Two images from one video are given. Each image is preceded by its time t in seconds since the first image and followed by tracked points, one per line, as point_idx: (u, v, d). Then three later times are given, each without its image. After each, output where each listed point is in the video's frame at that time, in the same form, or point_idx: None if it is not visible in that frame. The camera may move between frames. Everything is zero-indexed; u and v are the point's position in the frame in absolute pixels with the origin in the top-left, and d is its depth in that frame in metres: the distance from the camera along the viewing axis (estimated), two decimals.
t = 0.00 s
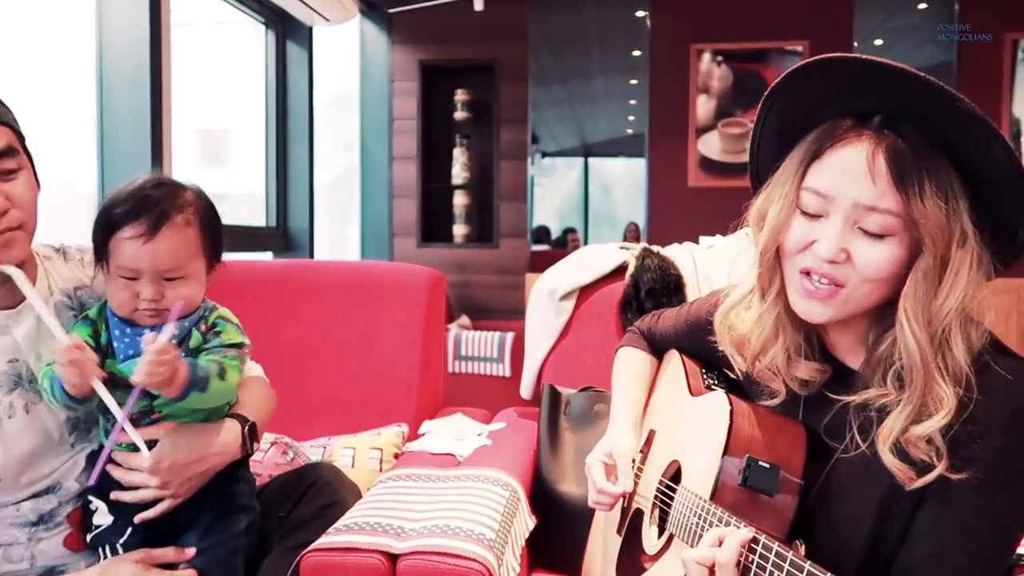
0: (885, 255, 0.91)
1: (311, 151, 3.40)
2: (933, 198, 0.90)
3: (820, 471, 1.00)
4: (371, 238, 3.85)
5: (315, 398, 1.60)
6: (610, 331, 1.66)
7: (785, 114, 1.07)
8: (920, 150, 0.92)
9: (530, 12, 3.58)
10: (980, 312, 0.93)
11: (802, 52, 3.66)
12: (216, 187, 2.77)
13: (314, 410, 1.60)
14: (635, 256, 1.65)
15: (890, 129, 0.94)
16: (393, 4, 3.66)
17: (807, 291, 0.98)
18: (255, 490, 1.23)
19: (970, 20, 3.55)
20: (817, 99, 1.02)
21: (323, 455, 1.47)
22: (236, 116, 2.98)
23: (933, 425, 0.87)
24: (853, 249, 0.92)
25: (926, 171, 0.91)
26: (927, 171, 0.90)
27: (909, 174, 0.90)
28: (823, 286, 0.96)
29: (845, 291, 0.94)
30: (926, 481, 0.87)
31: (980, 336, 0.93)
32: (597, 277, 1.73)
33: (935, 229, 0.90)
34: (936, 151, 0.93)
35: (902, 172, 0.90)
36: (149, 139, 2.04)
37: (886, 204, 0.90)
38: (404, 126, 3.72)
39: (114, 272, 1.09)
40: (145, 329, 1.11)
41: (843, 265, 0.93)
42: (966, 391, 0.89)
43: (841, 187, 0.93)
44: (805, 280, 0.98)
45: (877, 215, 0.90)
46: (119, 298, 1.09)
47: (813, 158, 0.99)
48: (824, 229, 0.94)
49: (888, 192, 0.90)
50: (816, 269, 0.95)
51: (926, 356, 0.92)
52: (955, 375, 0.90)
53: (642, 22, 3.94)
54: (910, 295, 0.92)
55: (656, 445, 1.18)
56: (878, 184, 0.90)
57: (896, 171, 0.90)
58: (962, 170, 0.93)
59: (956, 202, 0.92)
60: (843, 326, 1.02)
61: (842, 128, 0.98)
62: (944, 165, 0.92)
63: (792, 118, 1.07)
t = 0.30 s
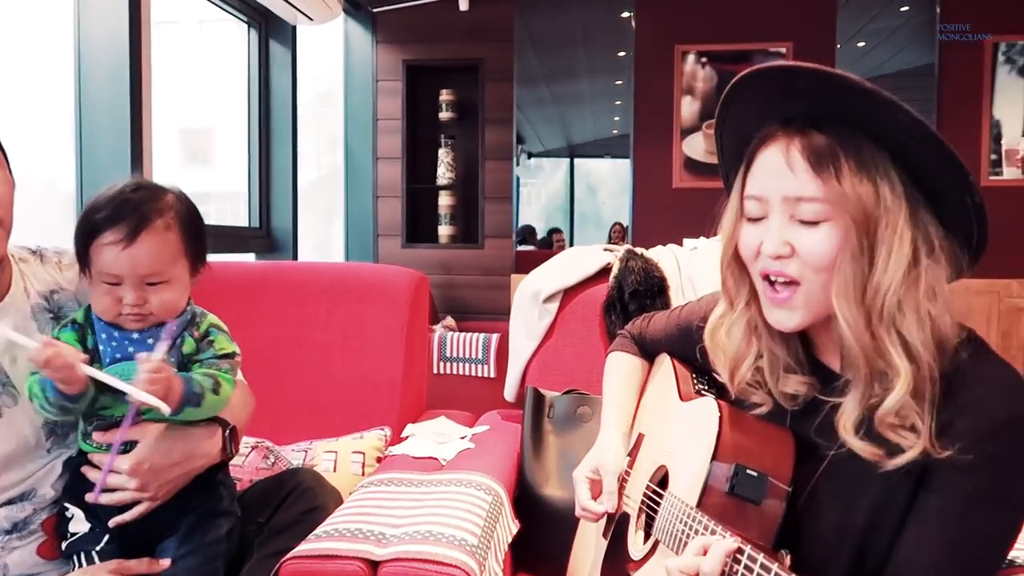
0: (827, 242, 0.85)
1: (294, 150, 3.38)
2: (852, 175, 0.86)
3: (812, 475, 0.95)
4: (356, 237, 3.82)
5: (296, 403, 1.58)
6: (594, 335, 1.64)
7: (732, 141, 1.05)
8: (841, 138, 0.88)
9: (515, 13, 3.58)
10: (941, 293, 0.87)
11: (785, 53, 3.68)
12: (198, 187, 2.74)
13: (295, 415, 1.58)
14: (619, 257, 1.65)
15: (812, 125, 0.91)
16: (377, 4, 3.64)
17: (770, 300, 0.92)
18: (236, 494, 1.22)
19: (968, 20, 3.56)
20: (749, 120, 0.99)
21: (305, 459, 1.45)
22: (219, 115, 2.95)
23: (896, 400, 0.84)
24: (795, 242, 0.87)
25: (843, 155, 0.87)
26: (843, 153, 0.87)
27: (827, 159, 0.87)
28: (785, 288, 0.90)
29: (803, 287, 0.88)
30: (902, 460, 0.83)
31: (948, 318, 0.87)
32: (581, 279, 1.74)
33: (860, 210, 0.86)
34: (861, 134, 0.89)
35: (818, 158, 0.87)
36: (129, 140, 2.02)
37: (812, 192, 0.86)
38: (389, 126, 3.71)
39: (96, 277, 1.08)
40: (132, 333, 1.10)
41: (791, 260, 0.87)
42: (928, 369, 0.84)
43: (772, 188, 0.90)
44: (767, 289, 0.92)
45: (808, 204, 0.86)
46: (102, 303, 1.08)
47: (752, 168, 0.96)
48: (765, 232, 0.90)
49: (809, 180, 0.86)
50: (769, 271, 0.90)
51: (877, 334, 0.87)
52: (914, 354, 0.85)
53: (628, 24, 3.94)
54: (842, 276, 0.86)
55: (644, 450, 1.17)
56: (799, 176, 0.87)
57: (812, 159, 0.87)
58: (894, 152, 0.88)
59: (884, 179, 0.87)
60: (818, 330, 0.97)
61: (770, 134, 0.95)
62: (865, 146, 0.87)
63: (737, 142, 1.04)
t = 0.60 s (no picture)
0: (821, 251, 0.85)
1: (283, 150, 3.36)
2: (846, 186, 0.85)
3: (794, 476, 0.95)
4: (345, 237, 3.81)
5: (283, 405, 1.56)
6: (583, 337, 1.64)
7: (717, 136, 1.03)
8: (832, 144, 0.87)
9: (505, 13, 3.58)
10: (925, 301, 0.86)
11: (775, 54, 3.68)
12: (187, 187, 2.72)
13: (282, 418, 1.56)
14: (608, 259, 1.64)
15: (803, 130, 0.90)
16: (367, 4, 3.63)
17: (762, 305, 0.91)
18: (222, 498, 1.20)
19: (968, 21, 3.57)
20: (736, 119, 0.98)
21: (291, 462, 1.43)
22: (209, 115, 2.93)
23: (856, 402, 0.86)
24: (789, 252, 0.86)
25: (835, 163, 0.86)
26: (836, 162, 0.86)
27: (820, 168, 0.86)
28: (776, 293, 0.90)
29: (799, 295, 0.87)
30: (866, 464, 0.85)
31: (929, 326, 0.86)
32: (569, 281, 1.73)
33: (853, 220, 0.85)
34: (851, 140, 0.88)
35: (812, 167, 0.86)
36: (115, 140, 2.00)
37: (807, 202, 0.85)
38: (379, 127, 3.69)
39: (98, 273, 1.07)
40: (135, 333, 1.11)
41: (784, 270, 0.87)
42: (898, 378, 0.85)
43: (764, 196, 0.88)
44: (758, 294, 0.91)
45: (802, 214, 0.85)
46: (103, 299, 1.08)
47: (740, 172, 0.94)
48: (758, 239, 0.89)
49: (804, 190, 0.85)
50: (761, 279, 0.89)
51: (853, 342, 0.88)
52: (884, 361, 0.86)
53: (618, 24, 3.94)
54: (830, 283, 0.85)
55: (631, 452, 1.17)
56: (793, 185, 0.86)
57: (805, 168, 0.86)
58: (883, 157, 0.88)
59: (877, 188, 0.86)
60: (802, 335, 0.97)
61: (758, 139, 0.94)
62: (856, 153, 0.87)
63: (722, 138, 1.02)
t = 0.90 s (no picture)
0: (823, 260, 0.83)
1: (271, 147, 3.34)
2: (851, 194, 0.82)
3: (779, 476, 0.94)
4: (334, 234, 3.79)
5: (268, 404, 1.55)
6: (570, 334, 1.64)
7: (698, 135, 1.00)
8: (829, 149, 0.84)
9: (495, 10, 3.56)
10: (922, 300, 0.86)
11: (764, 51, 3.68)
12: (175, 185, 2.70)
13: (269, 418, 1.55)
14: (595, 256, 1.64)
15: (797, 134, 0.87)
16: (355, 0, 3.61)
17: (760, 314, 0.88)
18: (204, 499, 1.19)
19: (968, 20, 3.58)
20: (723, 116, 0.94)
21: (276, 462, 1.42)
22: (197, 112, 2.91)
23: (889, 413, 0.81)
24: (790, 262, 0.83)
25: (837, 169, 0.83)
26: (836, 170, 0.83)
27: (822, 176, 0.83)
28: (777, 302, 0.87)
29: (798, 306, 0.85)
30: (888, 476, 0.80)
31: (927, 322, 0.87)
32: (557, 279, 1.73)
33: (856, 228, 0.83)
34: (846, 142, 0.85)
35: (814, 175, 0.83)
36: (99, 138, 1.98)
37: (809, 211, 0.82)
38: (368, 124, 3.67)
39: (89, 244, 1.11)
40: (123, 330, 1.11)
41: (785, 281, 0.84)
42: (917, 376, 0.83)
43: (762, 205, 0.85)
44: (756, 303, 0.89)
45: (804, 223, 0.82)
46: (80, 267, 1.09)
47: (731, 178, 0.91)
48: (757, 250, 0.85)
49: (806, 199, 0.82)
50: (761, 291, 0.86)
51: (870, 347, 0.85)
52: (903, 361, 0.84)
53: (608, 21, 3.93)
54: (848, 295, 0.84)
55: (617, 450, 1.16)
56: (794, 195, 0.83)
57: (807, 175, 0.82)
58: (879, 158, 0.86)
59: (877, 193, 0.84)
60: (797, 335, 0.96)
61: (748, 142, 0.90)
62: (855, 157, 0.84)
63: (704, 137, 0.99)
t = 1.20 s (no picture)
0: (765, 252, 0.84)
1: (258, 143, 3.31)
2: (765, 183, 0.84)
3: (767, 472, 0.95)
4: (322, 230, 3.77)
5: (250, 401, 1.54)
6: (556, 330, 1.63)
7: (652, 158, 1.03)
8: (746, 145, 0.87)
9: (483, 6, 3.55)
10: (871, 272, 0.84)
11: (753, 48, 3.68)
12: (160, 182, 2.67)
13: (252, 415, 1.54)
14: (582, 252, 1.63)
15: (717, 137, 0.89)
16: None
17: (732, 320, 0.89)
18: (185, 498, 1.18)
19: (967, 20, 3.59)
20: (663, 135, 0.97)
21: (260, 460, 1.41)
22: (183, 107, 2.88)
23: (819, 389, 0.82)
24: (737, 260, 0.85)
25: (751, 163, 0.85)
26: (749, 164, 0.85)
27: (738, 172, 0.85)
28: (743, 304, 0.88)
29: (758, 303, 0.85)
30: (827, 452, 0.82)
31: (881, 299, 0.84)
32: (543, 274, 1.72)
33: (783, 214, 0.84)
34: (765, 136, 0.87)
35: (731, 173, 0.85)
36: (81, 131, 1.96)
37: (735, 207, 0.84)
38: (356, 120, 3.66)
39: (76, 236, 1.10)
40: (107, 322, 1.09)
41: (737, 279, 0.85)
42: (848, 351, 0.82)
43: (696, 213, 0.87)
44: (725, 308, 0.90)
45: (735, 219, 0.84)
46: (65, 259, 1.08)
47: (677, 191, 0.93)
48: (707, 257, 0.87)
49: (729, 197, 0.84)
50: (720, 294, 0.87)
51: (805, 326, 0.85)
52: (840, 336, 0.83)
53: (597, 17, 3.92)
54: (774, 285, 0.84)
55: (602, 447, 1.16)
56: (717, 196, 0.85)
57: (723, 175, 0.85)
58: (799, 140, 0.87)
59: (802, 176, 0.85)
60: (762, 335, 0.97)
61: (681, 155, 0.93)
62: (770, 148, 0.86)
63: (658, 158, 1.02)
